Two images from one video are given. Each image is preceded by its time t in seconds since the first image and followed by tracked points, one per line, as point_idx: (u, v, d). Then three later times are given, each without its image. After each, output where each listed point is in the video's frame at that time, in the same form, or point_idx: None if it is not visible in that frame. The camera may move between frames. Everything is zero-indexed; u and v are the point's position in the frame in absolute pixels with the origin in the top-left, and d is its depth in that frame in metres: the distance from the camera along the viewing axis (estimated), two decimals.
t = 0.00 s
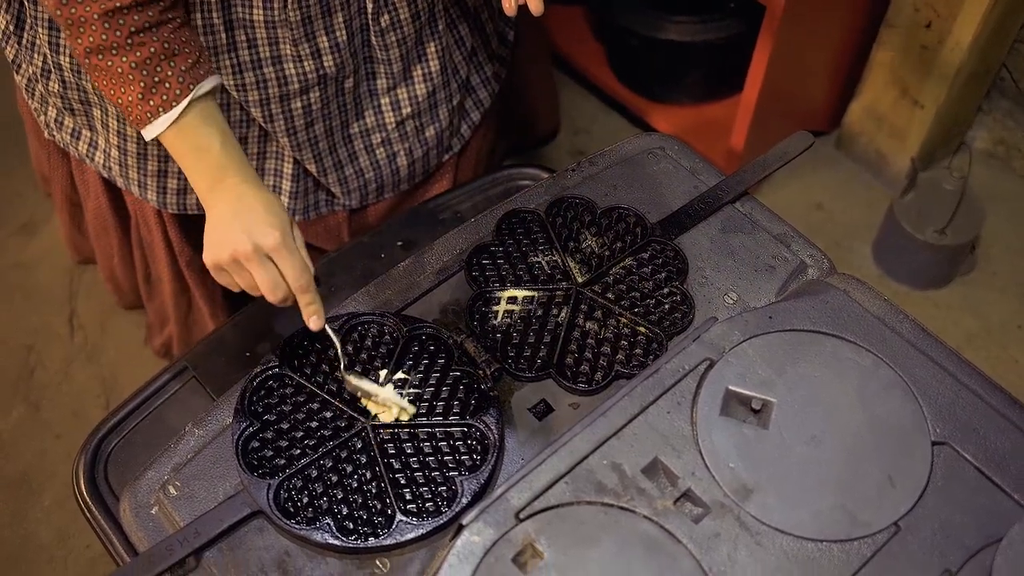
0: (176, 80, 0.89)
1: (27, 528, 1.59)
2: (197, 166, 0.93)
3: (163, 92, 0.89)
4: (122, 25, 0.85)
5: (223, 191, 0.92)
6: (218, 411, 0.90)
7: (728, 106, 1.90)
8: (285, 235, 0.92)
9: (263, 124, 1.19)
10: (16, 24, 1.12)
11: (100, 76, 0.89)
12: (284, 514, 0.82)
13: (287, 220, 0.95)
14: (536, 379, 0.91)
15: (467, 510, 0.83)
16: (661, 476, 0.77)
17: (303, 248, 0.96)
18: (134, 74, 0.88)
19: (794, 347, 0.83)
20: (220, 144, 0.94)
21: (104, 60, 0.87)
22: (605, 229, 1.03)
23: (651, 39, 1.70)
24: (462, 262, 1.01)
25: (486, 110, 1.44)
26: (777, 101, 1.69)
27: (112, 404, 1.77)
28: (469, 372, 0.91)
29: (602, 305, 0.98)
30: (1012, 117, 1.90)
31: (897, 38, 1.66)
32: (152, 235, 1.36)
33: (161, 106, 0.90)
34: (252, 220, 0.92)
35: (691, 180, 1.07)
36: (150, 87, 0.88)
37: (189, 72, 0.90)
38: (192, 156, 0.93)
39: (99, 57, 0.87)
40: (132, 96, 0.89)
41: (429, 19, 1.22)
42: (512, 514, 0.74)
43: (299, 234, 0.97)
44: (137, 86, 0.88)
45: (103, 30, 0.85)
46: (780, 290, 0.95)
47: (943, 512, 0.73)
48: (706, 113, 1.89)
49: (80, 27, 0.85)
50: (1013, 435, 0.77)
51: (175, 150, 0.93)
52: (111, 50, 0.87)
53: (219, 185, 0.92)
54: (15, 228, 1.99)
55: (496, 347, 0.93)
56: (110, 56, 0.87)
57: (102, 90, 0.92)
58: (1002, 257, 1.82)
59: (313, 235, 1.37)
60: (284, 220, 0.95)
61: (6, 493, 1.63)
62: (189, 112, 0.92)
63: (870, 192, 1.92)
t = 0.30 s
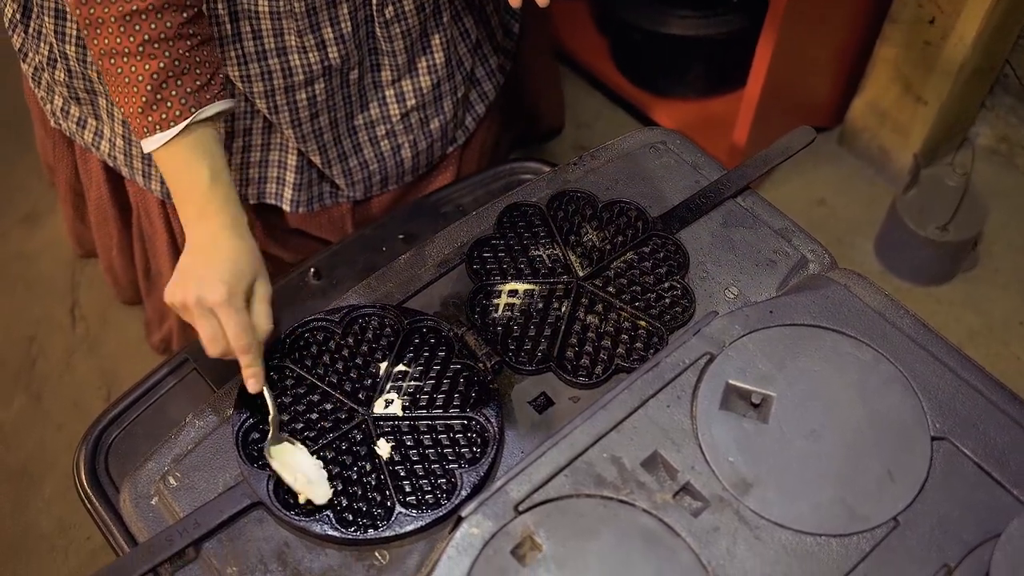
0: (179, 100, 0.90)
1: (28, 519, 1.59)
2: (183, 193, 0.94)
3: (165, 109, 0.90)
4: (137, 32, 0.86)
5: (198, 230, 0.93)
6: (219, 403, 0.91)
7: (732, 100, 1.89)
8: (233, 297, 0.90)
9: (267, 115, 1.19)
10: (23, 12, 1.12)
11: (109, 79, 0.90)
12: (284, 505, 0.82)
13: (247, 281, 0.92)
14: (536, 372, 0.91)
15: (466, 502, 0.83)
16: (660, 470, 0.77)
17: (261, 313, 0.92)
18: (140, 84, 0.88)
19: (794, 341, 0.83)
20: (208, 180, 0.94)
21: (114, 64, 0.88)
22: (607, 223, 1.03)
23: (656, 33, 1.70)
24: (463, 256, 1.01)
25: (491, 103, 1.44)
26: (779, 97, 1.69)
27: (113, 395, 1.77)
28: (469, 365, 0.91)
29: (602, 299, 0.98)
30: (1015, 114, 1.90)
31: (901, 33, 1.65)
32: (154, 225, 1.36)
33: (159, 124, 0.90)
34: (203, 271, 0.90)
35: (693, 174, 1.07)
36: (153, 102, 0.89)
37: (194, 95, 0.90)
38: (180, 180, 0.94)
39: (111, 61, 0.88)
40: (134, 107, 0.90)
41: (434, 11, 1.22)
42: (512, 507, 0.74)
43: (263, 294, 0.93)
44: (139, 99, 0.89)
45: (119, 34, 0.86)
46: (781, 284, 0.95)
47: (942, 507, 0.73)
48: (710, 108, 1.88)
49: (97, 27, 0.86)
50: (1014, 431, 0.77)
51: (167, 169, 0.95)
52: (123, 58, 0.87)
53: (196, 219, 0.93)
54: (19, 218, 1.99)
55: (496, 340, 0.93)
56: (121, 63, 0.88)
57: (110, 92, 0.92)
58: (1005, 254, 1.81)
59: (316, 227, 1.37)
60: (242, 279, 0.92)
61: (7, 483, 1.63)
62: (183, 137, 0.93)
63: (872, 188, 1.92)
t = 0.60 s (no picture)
0: (194, 91, 0.87)
1: (29, 510, 1.60)
2: (202, 194, 0.91)
3: (180, 101, 0.87)
4: (149, 24, 0.84)
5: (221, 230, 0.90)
6: (220, 395, 0.91)
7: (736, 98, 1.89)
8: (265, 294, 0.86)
9: (269, 108, 1.19)
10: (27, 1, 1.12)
11: (121, 73, 0.88)
12: (284, 498, 0.82)
13: (279, 273, 0.89)
14: (537, 367, 0.91)
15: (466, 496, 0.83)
16: (660, 464, 0.77)
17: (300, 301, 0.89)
18: (154, 76, 0.86)
19: (794, 337, 0.83)
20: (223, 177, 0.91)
21: (125, 56, 0.86)
22: (609, 218, 1.03)
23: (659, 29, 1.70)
24: (465, 250, 1.01)
25: (494, 98, 1.44)
26: (783, 93, 1.69)
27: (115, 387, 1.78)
28: (469, 359, 0.91)
29: (603, 294, 0.98)
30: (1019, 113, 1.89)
31: (905, 31, 1.65)
32: (157, 215, 1.36)
33: (176, 115, 0.88)
34: (236, 275, 0.87)
35: (695, 170, 1.07)
36: (168, 94, 0.87)
37: (210, 85, 0.88)
38: (197, 181, 0.91)
39: (122, 54, 0.86)
40: (148, 100, 0.87)
41: (437, 5, 1.21)
42: (511, 500, 0.74)
43: (296, 283, 0.90)
44: (154, 91, 0.86)
45: (130, 25, 0.84)
46: (783, 281, 0.95)
47: (941, 504, 0.73)
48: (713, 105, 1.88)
49: (108, 21, 0.84)
50: (1014, 429, 0.77)
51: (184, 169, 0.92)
52: (135, 50, 0.85)
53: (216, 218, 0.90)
54: (22, 209, 1.99)
55: (498, 334, 0.93)
56: (133, 55, 0.86)
57: (121, 86, 0.90)
58: (1007, 254, 1.81)
59: (319, 220, 1.37)
60: (272, 273, 0.88)
61: (9, 474, 1.64)
62: (192, 133, 0.90)
63: (875, 186, 1.92)
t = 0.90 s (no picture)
0: (169, 38, 0.90)
1: (34, 500, 1.61)
2: (185, 135, 0.93)
3: (155, 47, 0.89)
4: None
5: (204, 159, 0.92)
6: (225, 388, 0.91)
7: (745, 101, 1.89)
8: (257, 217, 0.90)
9: (279, 106, 1.20)
10: None
11: (91, 30, 0.90)
12: (287, 491, 0.82)
13: (267, 198, 0.93)
14: (540, 365, 0.91)
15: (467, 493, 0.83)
16: (661, 465, 0.77)
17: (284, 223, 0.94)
18: (128, 29, 0.88)
19: (798, 341, 0.83)
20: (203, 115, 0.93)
21: (99, 15, 0.88)
22: (616, 219, 1.03)
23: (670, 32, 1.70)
24: (471, 248, 1.01)
25: (503, 98, 1.45)
26: (793, 98, 1.68)
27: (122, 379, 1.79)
28: (473, 357, 0.92)
29: (609, 295, 0.98)
30: None
31: (916, 37, 1.65)
32: (167, 210, 1.37)
33: (152, 63, 0.90)
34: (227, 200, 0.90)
35: (703, 172, 1.07)
36: (143, 43, 0.89)
37: (182, 30, 0.91)
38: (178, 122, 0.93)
39: (93, 12, 0.87)
40: (123, 52, 0.89)
41: (448, 4, 1.22)
42: (513, 498, 0.74)
43: (281, 207, 0.95)
44: (129, 42, 0.88)
45: None
46: (788, 284, 0.95)
47: (942, 510, 0.73)
48: (722, 108, 1.88)
49: None
50: (1016, 436, 0.77)
51: (165, 112, 0.94)
52: (104, 6, 0.87)
53: (202, 149, 0.92)
54: (32, 202, 2.00)
55: (502, 332, 0.94)
56: (105, 11, 0.87)
57: (97, 46, 0.92)
58: (1015, 262, 1.81)
59: (327, 217, 1.38)
60: (261, 198, 0.92)
61: (15, 464, 1.65)
62: (173, 76, 0.92)
63: (883, 193, 1.92)
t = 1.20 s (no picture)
0: (210, 62, 0.91)
1: (41, 487, 1.62)
2: (221, 168, 0.93)
3: (197, 72, 0.90)
4: None
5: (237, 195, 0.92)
6: (234, 378, 0.92)
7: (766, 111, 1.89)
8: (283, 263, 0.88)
9: (295, 105, 1.21)
10: None
11: (139, 48, 0.92)
12: (292, 482, 0.83)
13: (296, 241, 0.91)
14: (548, 367, 0.92)
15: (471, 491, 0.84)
16: (665, 469, 0.77)
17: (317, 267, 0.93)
18: (171, 48, 0.89)
19: (806, 349, 0.83)
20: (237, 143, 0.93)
21: (146, 32, 0.90)
22: (627, 223, 1.04)
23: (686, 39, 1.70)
24: (483, 248, 1.02)
25: (517, 102, 1.46)
26: (808, 110, 1.68)
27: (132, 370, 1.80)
28: (482, 356, 0.92)
29: (618, 298, 0.98)
30: None
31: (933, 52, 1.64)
32: (177, 209, 1.38)
33: (192, 87, 0.91)
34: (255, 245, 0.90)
35: (716, 180, 1.08)
36: (185, 66, 0.90)
37: (226, 58, 0.91)
38: (212, 148, 0.94)
39: (141, 28, 0.90)
40: (167, 73, 0.91)
41: (464, 7, 1.23)
42: (516, 496, 0.75)
43: (313, 249, 0.92)
44: (172, 63, 0.90)
45: None
46: (798, 293, 0.95)
47: (945, 523, 0.73)
48: (740, 118, 1.88)
49: None
50: (1021, 451, 0.77)
51: (202, 137, 0.95)
52: (152, 22, 0.89)
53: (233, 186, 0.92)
54: (48, 192, 2.02)
55: (511, 333, 0.94)
56: (152, 29, 0.89)
57: (143, 66, 0.94)
58: None
59: (339, 217, 1.38)
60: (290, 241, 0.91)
61: (24, 451, 1.66)
62: (210, 102, 0.93)
63: (896, 207, 1.91)
